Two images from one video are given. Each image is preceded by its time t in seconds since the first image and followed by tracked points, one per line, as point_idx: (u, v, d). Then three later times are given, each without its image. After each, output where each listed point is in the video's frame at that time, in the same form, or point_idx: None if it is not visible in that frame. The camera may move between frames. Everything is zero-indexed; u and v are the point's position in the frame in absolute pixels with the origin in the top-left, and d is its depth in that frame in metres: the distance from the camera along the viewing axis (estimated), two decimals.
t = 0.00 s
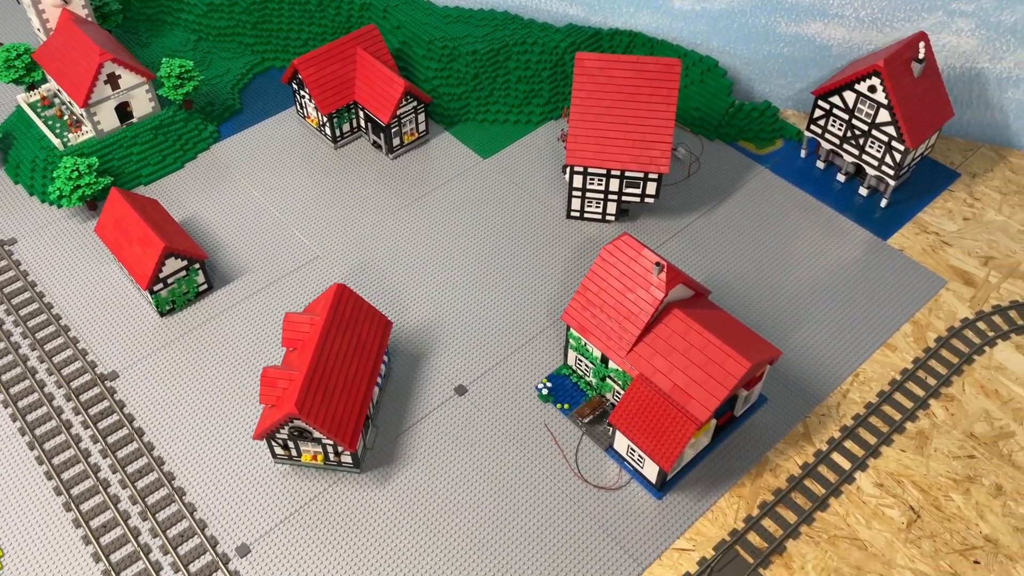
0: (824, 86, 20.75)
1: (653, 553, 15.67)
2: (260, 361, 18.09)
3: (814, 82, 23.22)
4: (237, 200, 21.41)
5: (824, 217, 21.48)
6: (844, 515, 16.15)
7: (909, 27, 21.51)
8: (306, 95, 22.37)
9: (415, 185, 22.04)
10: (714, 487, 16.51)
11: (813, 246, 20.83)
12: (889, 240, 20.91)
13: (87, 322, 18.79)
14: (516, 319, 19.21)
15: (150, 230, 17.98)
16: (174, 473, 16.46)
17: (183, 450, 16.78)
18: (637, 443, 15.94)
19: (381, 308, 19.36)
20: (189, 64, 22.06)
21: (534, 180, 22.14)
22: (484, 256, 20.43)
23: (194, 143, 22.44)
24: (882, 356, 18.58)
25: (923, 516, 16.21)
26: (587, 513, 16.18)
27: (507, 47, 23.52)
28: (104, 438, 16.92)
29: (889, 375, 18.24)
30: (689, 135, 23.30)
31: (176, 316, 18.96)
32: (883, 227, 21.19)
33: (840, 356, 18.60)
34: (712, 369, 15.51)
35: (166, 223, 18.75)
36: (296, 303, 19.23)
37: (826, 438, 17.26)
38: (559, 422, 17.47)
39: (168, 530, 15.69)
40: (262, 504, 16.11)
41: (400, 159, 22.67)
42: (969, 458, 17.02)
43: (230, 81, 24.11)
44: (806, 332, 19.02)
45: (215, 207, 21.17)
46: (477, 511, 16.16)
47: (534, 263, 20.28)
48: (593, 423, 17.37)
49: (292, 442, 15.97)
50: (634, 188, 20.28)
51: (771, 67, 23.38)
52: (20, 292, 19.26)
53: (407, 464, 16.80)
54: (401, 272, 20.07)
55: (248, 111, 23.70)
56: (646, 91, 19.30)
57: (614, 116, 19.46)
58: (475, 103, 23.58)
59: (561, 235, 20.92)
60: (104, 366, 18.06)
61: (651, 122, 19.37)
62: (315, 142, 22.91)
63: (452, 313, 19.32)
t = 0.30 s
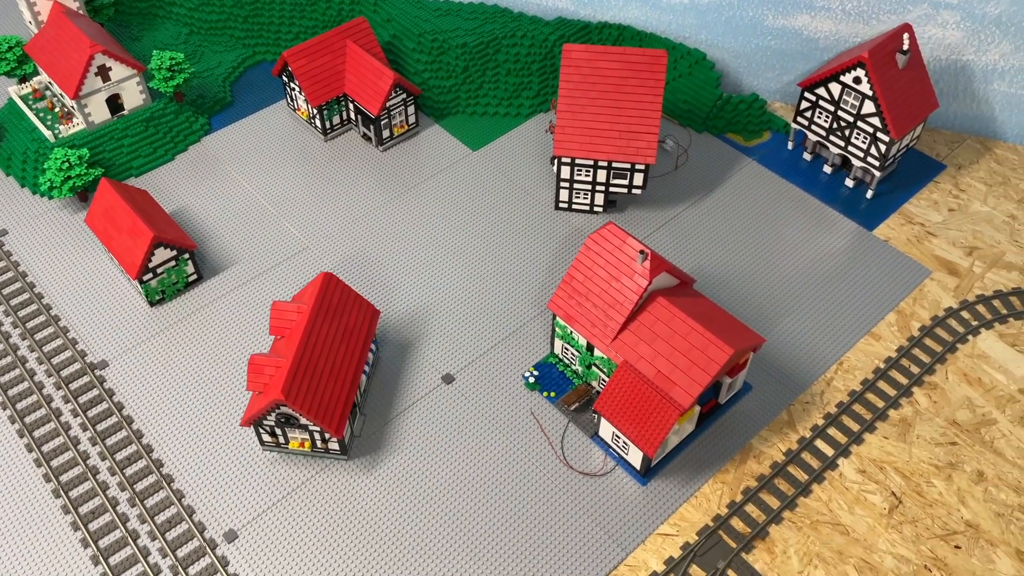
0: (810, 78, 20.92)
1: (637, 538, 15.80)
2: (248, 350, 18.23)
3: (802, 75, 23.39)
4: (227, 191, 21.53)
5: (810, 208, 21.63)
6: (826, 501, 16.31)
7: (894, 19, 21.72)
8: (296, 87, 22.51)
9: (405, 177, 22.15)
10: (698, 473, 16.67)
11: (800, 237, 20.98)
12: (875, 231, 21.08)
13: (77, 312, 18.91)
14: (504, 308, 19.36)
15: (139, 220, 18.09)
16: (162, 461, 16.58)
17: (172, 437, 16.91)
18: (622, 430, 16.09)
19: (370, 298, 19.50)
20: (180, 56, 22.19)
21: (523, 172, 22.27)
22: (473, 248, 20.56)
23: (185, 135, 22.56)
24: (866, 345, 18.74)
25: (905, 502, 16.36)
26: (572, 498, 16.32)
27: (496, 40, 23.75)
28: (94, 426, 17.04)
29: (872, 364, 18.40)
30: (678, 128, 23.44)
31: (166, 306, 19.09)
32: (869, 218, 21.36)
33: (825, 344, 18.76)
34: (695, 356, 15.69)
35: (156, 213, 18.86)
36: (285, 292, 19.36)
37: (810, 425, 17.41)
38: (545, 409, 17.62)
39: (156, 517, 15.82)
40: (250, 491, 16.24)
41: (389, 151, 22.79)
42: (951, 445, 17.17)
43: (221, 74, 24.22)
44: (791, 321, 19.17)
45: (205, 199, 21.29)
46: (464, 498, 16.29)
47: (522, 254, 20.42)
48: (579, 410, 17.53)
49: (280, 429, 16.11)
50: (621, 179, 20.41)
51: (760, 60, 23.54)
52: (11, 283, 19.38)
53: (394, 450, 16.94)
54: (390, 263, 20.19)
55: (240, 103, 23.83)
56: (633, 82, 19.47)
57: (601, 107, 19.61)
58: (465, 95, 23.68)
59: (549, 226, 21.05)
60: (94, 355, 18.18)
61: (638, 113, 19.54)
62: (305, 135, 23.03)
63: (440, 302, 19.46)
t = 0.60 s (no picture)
0: (794, 72, 20.94)
1: (617, 530, 15.81)
2: (230, 343, 18.24)
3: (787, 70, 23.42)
4: (211, 186, 21.52)
5: (795, 202, 21.65)
6: (806, 493, 16.32)
7: (878, 14, 21.78)
8: (281, 82, 22.51)
9: (390, 171, 22.15)
10: (678, 465, 16.68)
11: (783, 231, 21.00)
12: (859, 225, 21.09)
13: (59, 306, 18.90)
14: (487, 301, 19.37)
15: (120, 213, 18.12)
16: (143, 453, 16.59)
17: (153, 430, 16.92)
18: (602, 422, 16.11)
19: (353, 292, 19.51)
20: (164, 50, 22.17)
21: (508, 167, 22.27)
22: (456, 242, 20.57)
23: (170, 130, 22.56)
24: (848, 338, 18.77)
25: (885, 494, 16.37)
26: (551, 490, 16.34)
27: (482, 35, 23.75)
28: (74, 419, 17.04)
29: (854, 357, 18.43)
30: (663, 122, 23.45)
31: (148, 300, 19.09)
32: (853, 211, 21.38)
33: (807, 337, 18.78)
34: (674, 348, 15.72)
35: (137, 207, 18.88)
36: (268, 286, 19.37)
37: (790, 418, 17.44)
38: (526, 402, 17.62)
39: (135, 509, 15.82)
40: (229, 483, 16.25)
41: (375, 146, 22.78)
42: (932, 437, 17.19)
43: (207, 69, 24.22)
44: (774, 315, 19.19)
45: (189, 193, 21.28)
46: (443, 490, 16.30)
47: (506, 248, 20.43)
48: (561, 403, 17.53)
49: (259, 422, 16.12)
50: (605, 173, 20.41)
51: (745, 55, 23.57)
52: None
53: (374, 443, 16.94)
54: (373, 257, 20.19)
55: (225, 98, 23.83)
56: (615, 75, 19.46)
57: (584, 101, 19.62)
58: (450, 90, 23.64)
59: (533, 220, 21.06)
60: (76, 348, 18.18)
61: (620, 106, 19.55)
62: (290, 129, 23.03)
63: (422, 296, 19.46)
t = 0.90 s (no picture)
0: (781, 60, 20.86)
1: (599, 517, 15.72)
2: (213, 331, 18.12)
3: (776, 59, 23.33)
4: (196, 175, 21.40)
5: (783, 191, 21.55)
6: (790, 481, 16.23)
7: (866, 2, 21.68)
8: (267, 71, 22.40)
9: (376, 161, 22.03)
10: (662, 453, 16.59)
11: (771, 220, 20.90)
12: (847, 214, 20.99)
13: (42, 294, 18.79)
14: (472, 290, 19.27)
15: (102, 200, 18.04)
16: (123, 441, 16.48)
17: (134, 418, 16.82)
18: (584, 409, 16.01)
19: (338, 280, 19.40)
20: (149, 39, 22.06)
21: (494, 156, 22.15)
22: (442, 231, 20.46)
23: (156, 119, 22.45)
24: (834, 326, 18.68)
25: (869, 481, 16.28)
26: (534, 477, 16.25)
27: (470, 24, 23.69)
28: (55, 407, 16.93)
29: (840, 345, 18.34)
30: (651, 112, 23.34)
31: (131, 288, 18.98)
32: (841, 201, 21.28)
33: (793, 326, 18.68)
34: (657, 334, 15.64)
35: (120, 194, 18.79)
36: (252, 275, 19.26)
37: (775, 406, 17.34)
38: (510, 390, 17.52)
39: (115, 497, 15.72)
40: (210, 471, 16.14)
41: (361, 135, 22.67)
42: (917, 425, 17.09)
43: (193, 59, 24.10)
44: (760, 303, 19.10)
45: (174, 182, 21.17)
46: (425, 478, 16.20)
47: (492, 237, 20.32)
48: (545, 391, 17.43)
49: (240, 409, 16.01)
50: (591, 161, 20.31)
51: (734, 44, 23.48)
52: None
53: (357, 431, 16.84)
54: (358, 246, 20.08)
55: (211, 88, 23.71)
56: (601, 63, 19.36)
57: (570, 89, 19.53)
58: (438, 80, 23.49)
59: (519, 209, 20.94)
60: (57, 336, 18.07)
61: (606, 94, 19.46)
62: (277, 119, 22.91)
63: (407, 285, 19.35)
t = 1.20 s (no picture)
0: (771, 48, 20.63)
1: (583, 509, 15.47)
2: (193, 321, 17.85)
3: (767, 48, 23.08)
4: (179, 164, 21.14)
5: (774, 181, 21.29)
6: (777, 472, 15.99)
7: None
8: (251, 60, 22.17)
9: (362, 150, 21.75)
10: (648, 443, 16.34)
11: (761, 210, 20.64)
12: (838, 204, 20.74)
13: (21, 284, 18.53)
14: (457, 280, 19.02)
15: (81, 188, 17.81)
16: (100, 432, 16.23)
17: (112, 408, 16.57)
18: (569, 398, 15.76)
19: (321, 270, 19.14)
20: (132, 27, 21.80)
21: (482, 146, 21.89)
22: (427, 220, 20.20)
23: (140, 109, 22.21)
24: (824, 316, 18.43)
25: (858, 472, 16.04)
26: (517, 468, 16.01)
27: (457, 13, 23.44)
28: (32, 398, 16.67)
29: (829, 335, 18.10)
30: (641, 101, 23.08)
31: (112, 278, 18.71)
32: (832, 190, 21.03)
33: (782, 315, 18.43)
34: (642, 323, 15.41)
35: (100, 183, 18.55)
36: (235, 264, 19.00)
37: (763, 396, 17.10)
38: (495, 381, 17.27)
39: (91, 488, 15.47)
40: (188, 462, 15.88)
41: (347, 125, 22.41)
42: (907, 416, 16.85)
43: (178, 49, 23.84)
44: (749, 293, 18.86)
45: (156, 172, 20.91)
46: (407, 469, 15.95)
47: (478, 227, 20.07)
48: (530, 381, 17.18)
49: (218, 399, 15.77)
50: (579, 150, 20.05)
51: (725, 33, 23.23)
52: None
53: (338, 422, 16.59)
54: (343, 236, 19.82)
55: (196, 78, 23.45)
56: (587, 50, 19.13)
57: (556, 76, 19.30)
58: (426, 69, 23.20)
59: (506, 199, 20.68)
60: (36, 327, 17.81)
61: (593, 82, 19.23)
62: (262, 108, 22.65)
63: (390, 275, 19.09)
